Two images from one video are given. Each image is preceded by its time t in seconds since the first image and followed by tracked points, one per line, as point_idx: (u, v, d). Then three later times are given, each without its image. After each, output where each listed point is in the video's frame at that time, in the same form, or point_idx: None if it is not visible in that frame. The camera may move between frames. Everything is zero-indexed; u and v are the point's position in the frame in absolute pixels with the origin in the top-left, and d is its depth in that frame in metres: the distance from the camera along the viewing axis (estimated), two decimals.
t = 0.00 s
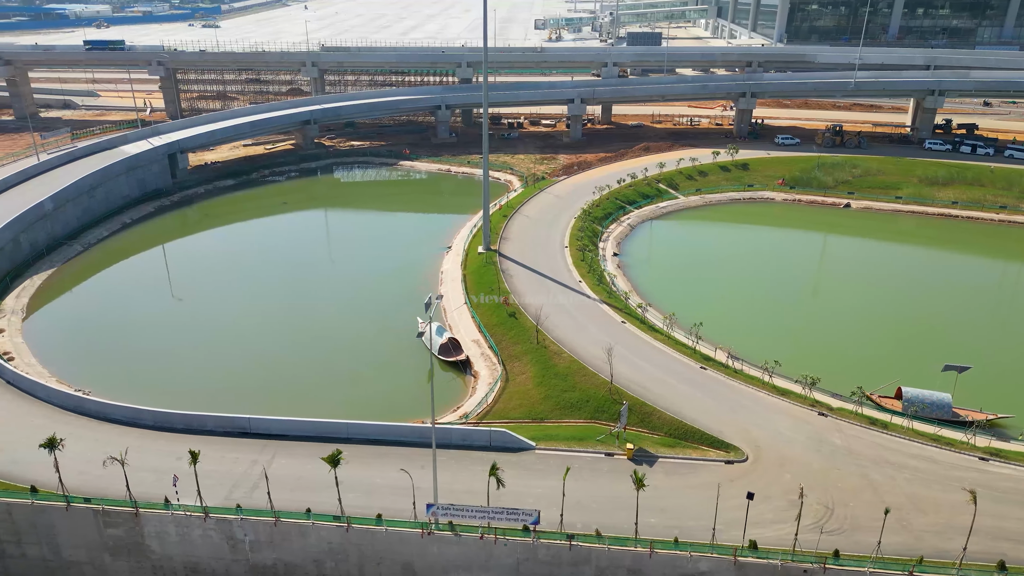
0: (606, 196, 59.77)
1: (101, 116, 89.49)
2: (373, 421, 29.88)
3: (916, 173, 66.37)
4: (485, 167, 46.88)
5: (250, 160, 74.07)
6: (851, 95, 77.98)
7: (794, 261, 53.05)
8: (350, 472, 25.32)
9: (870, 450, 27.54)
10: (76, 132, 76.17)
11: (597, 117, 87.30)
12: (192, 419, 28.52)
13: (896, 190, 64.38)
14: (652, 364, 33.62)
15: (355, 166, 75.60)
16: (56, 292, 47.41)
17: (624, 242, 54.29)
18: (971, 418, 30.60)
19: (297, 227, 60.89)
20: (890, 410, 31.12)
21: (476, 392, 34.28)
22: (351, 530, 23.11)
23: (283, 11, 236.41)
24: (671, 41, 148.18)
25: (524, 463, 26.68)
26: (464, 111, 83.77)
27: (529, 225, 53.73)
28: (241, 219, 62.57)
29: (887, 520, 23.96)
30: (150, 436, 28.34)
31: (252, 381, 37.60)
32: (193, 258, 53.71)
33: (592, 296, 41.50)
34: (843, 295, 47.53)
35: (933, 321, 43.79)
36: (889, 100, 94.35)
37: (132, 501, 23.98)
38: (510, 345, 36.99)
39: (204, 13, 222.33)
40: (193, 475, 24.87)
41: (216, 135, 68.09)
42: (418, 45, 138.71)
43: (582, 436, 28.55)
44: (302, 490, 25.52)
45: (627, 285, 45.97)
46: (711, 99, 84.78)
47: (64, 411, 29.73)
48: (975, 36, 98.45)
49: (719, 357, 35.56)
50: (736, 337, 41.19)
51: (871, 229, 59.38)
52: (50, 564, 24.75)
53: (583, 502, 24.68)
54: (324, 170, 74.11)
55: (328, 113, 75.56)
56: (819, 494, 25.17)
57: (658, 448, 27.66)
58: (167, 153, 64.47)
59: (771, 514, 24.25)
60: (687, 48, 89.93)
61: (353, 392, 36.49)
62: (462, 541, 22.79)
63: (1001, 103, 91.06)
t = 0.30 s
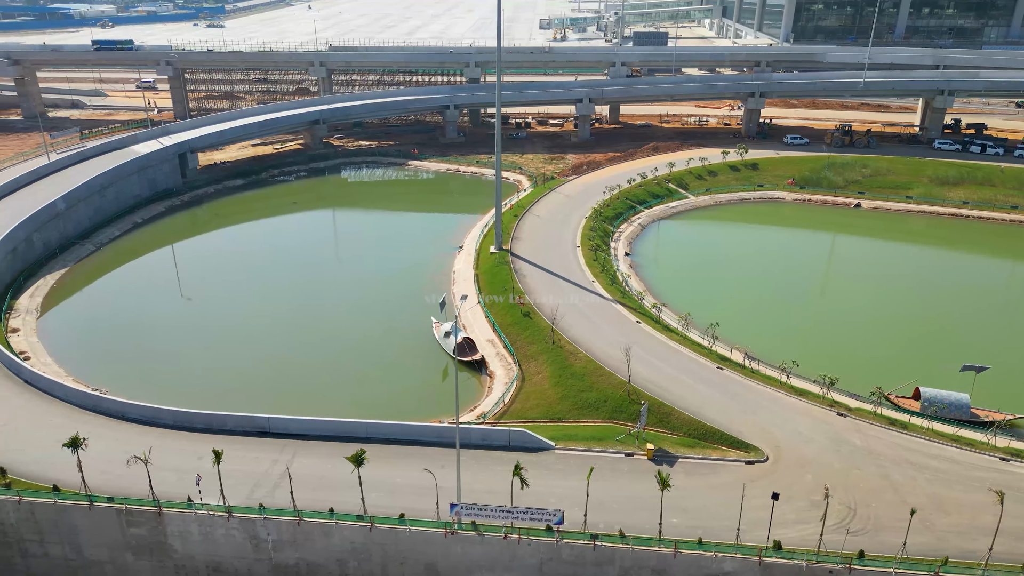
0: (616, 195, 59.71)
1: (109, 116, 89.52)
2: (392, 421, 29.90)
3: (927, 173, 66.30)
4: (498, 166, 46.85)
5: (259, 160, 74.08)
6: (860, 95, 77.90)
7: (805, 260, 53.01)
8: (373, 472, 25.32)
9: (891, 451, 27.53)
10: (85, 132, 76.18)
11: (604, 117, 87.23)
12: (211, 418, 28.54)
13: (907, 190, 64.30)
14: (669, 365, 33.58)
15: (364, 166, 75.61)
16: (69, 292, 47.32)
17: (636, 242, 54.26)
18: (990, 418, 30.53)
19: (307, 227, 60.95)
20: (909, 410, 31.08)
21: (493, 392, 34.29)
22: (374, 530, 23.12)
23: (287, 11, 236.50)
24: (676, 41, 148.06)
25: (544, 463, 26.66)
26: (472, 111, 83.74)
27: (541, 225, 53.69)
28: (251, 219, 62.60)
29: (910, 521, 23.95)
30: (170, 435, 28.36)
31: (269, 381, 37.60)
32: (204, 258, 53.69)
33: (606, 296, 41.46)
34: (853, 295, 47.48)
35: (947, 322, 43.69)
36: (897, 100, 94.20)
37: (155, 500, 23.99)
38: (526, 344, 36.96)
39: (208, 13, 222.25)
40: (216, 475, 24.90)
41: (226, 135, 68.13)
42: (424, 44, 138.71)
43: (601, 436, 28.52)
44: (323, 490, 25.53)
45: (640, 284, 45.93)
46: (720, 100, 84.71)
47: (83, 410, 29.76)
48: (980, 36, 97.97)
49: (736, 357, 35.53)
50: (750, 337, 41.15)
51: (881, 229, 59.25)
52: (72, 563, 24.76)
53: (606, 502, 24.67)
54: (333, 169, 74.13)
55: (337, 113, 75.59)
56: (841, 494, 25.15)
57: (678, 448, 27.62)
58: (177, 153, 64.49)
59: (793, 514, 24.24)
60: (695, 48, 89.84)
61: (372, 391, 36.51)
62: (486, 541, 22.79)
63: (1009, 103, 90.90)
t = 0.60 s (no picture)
0: (627, 195, 59.68)
1: (117, 116, 89.57)
2: (411, 421, 29.93)
3: (937, 173, 66.22)
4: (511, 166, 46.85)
5: (268, 160, 74.12)
6: (870, 94, 77.82)
7: (816, 261, 52.93)
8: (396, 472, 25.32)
9: (911, 451, 27.50)
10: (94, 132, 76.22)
11: (612, 117, 87.17)
12: (230, 418, 28.61)
13: (918, 190, 64.20)
14: (686, 365, 33.55)
15: (373, 166, 75.61)
16: (83, 292, 47.32)
17: (648, 242, 54.25)
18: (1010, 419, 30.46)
19: (317, 226, 61.01)
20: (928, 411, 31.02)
21: (509, 392, 34.28)
22: (398, 530, 23.11)
23: (291, 11, 236.57)
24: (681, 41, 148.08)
25: (565, 463, 26.64)
26: (480, 110, 83.69)
27: (552, 225, 53.67)
28: (261, 219, 62.62)
29: (934, 521, 23.93)
30: (189, 435, 28.42)
31: (287, 380, 37.56)
32: (216, 258, 53.72)
33: (620, 296, 41.44)
34: (864, 295, 47.33)
35: (960, 322, 43.58)
36: (905, 100, 94.06)
37: (177, 500, 24.02)
38: (541, 344, 36.95)
39: (212, 13, 222.28)
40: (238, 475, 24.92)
41: (236, 135, 68.19)
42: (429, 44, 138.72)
43: (621, 436, 28.53)
44: (345, 490, 25.56)
45: (654, 285, 45.91)
46: (728, 99, 84.62)
47: (103, 410, 29.85)
48: (987, 36, 97.73)
49: (752, 357, 35.48)
50: (765, 337, 41.12)
51: (892, 229, 59.14)
52: (94, 563, 24.82)
53: (628, 502, 24.66)
54: (342, 169, 74.15)
55: (346, 113, 75.62)
56: (863, 495, 25.12)
57: (699, 449, 27.58)
58: (188, 153, 64.55)
59: (816, 515, 24.23)
60: (703, 48, 89.75)
61: (389, 390, 36.47)
62: (510, 541, 22.75)
63: (1017, 103, 90.72)
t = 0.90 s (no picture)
0: (638, 195, 59.67)
1: (125, 115, 89.71)
2: (430, 420, 29.96)
3: (948, 173, 66.17)
4: (525, 166, 46.85)
5: (278, 160, 74.20)
6: (879, 94, 77.74)
7: (827, 261, 52.88)
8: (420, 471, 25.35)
9: (933, 452, 27.50)
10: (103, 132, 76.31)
11: (620, 117, 87.15)
12: (250, 417, 28.67)
13: (928, 190, 64.14)
14: (704, 366, 33.52)
15: (383, 166, 75.64)
16: (97, 293, 47.28)
17: (659, 242, 54.28)
18: None
19: (327, 226, 61.06)
20: (947, 411, 31.01)
21: (525, 392, 34.29)
22: (421, 530, 23.13)
23: (295, 11, 236.72)
24: (687, 41, 148.00)
25: (586, 463, 26.63)
26: (488, 110, 83.69)
27: (564, 225, 53.67)
28: (272, 219, 62.66)
29: (957, 522, 23.92)
30: (209, 434, 28.47)
31: (303, 380, 37.54)
32: (228, 258, 53.74)
33: (634, 296, 41.46)
34: (876, 296, 47.27)
35: (976, 322, 43.48)
36: (913, 99, 93.91)
37: (201, 499, 24.06)
38: (557, 344, 36.95)
39: (216, 13, 222.46)
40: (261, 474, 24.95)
41: (246, 135, 68.26)
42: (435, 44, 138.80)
43: (640, 437, 28.55)
44: (366, 489, 25.58)
45: (667, 285, 45.86)
46: (736, 99, 84.57)
47: (122, 409, 29.93)
48: (994, 36, 97.35)
49: (769, 358, 35.45)
50: (780, 337, 41.10)
51: (903, 230, 59.01)
52: (117, 563, 24.86)
53: (651, 502, 24.65)
54: (351, 169, 74.20)
55: (355, 113, 75.67)
56: (886, 496, 25.12)
57: (719, 450, 27.53)
58: (198, 153, 64.62)
59: (840, 515, 24.22)
60: (711, 48, 89.69)
61: (407, 389, 36.45)
62: (534, 541, 22.74)
63: None
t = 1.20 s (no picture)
0: (648, 195, 59.64)
1: (133, 115, 89.86)
2: (449, 420, 29.98)
3: (958, 173, 66.14)
4: (538, 166, 46.88)
5: (287, 160, 74.28)
6: (889, 94, 77.68)
7: (837, 261, 52.85)
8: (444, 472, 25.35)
9: (954, 453, 27.48)
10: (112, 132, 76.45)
11: (628, 117, 87.15)
12: (270, 417, 28.68)
13: (939, 190, 64.09)
14: (720, 366, 33.49)
15: (391, 166, 75.68)
16: (110, 293, 47.28)
17: (671, 242, 54.30)
18: None
19: (335, 226, 61.19)
20: (966, 412, 30.95)
21: (542, 392, 34.29)
22: (445, 530, 23.15)
23: (299, 11, 236.89)
24: (691, 41, 147.94)
25: (606, 463, 26.64)
26: (496, 110, 83.74)
27: (575, 225, 53.67)
28: (282, 219, 62.71)
29: (981, 523, 23.91)
30: (229, 434, 28.52)
31: (320, 379, 37.54)
32: (239, 258, 53.79)
33: (648, 296, 41.46)
34: (888, 296, 47.21)
35: (991, 323, 43.41)
36: (921, 99, 93.84)
37: (224, 499, 24.10)
38: (572, 345, 36.93)
39: (220, 13, 222.72)
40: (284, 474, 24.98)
41: (255, 135, 68.33)
42: (441, 44, 138.82)
43: (660, 437, 28.57)
44: (388, 489, 25.60)
45: (680, 285, 45.79)
46: (744, 100, 84.56)
47: (141, 410, 29.99)
48: (1002, 36, 97.17)
49: (785, 358, 35.41)
50: (795, 338, 41.07)
51: (915, 230, 58.90)
52: (139, 562, 24.89)
53: (674, 503, 24.64)
54: (360, 169, 74.28)
55: (364, 113, 75.72)
56: (909, 497, 25.11)
57: (739, 450, 27.50)
58: (208, 153, 64.67)
59: (863, 516, 24.21)
60: (719, 48, 89.66)
61: (427, 388, 36.39)
62: (558, 542, 22.73)
63: None
